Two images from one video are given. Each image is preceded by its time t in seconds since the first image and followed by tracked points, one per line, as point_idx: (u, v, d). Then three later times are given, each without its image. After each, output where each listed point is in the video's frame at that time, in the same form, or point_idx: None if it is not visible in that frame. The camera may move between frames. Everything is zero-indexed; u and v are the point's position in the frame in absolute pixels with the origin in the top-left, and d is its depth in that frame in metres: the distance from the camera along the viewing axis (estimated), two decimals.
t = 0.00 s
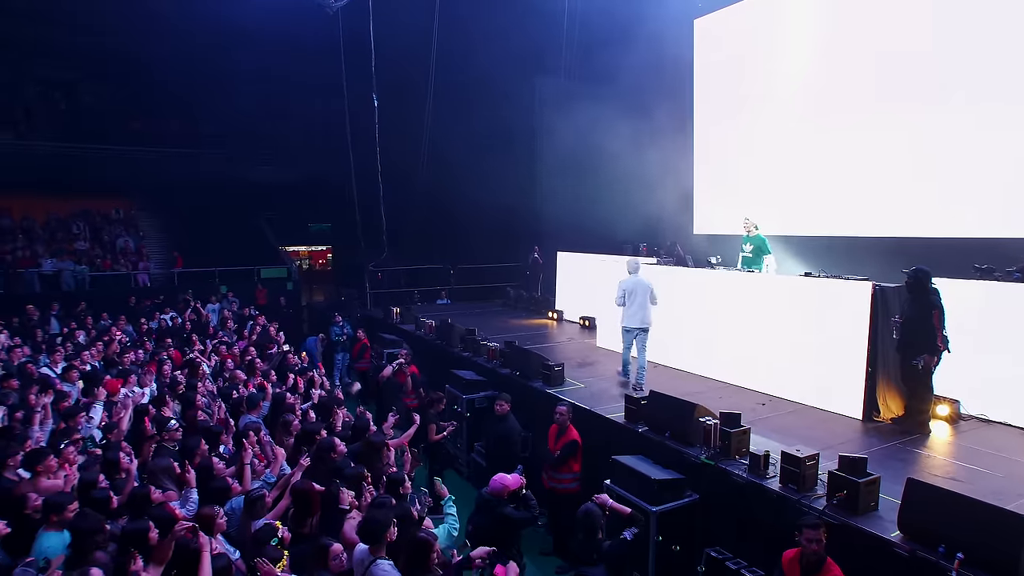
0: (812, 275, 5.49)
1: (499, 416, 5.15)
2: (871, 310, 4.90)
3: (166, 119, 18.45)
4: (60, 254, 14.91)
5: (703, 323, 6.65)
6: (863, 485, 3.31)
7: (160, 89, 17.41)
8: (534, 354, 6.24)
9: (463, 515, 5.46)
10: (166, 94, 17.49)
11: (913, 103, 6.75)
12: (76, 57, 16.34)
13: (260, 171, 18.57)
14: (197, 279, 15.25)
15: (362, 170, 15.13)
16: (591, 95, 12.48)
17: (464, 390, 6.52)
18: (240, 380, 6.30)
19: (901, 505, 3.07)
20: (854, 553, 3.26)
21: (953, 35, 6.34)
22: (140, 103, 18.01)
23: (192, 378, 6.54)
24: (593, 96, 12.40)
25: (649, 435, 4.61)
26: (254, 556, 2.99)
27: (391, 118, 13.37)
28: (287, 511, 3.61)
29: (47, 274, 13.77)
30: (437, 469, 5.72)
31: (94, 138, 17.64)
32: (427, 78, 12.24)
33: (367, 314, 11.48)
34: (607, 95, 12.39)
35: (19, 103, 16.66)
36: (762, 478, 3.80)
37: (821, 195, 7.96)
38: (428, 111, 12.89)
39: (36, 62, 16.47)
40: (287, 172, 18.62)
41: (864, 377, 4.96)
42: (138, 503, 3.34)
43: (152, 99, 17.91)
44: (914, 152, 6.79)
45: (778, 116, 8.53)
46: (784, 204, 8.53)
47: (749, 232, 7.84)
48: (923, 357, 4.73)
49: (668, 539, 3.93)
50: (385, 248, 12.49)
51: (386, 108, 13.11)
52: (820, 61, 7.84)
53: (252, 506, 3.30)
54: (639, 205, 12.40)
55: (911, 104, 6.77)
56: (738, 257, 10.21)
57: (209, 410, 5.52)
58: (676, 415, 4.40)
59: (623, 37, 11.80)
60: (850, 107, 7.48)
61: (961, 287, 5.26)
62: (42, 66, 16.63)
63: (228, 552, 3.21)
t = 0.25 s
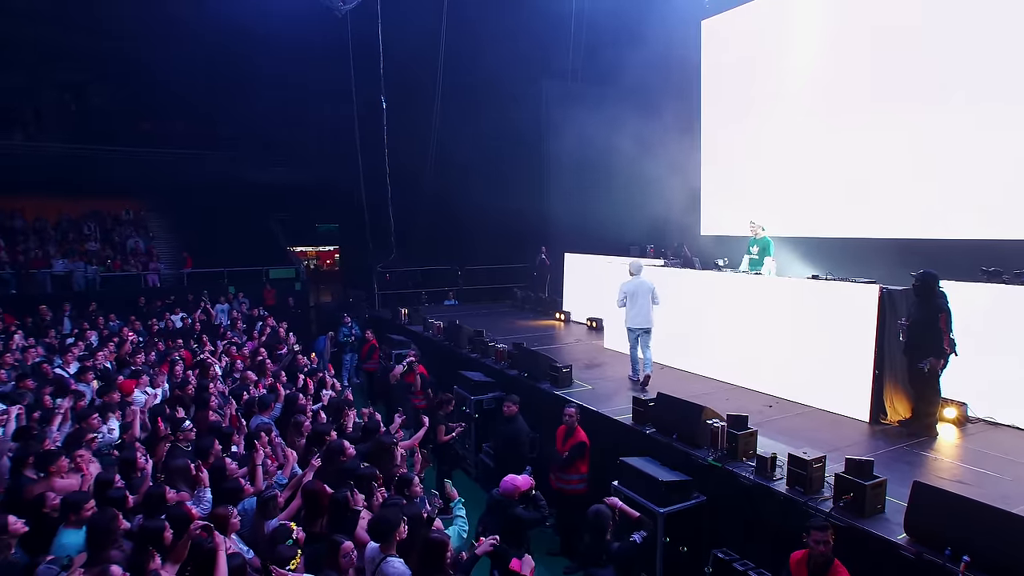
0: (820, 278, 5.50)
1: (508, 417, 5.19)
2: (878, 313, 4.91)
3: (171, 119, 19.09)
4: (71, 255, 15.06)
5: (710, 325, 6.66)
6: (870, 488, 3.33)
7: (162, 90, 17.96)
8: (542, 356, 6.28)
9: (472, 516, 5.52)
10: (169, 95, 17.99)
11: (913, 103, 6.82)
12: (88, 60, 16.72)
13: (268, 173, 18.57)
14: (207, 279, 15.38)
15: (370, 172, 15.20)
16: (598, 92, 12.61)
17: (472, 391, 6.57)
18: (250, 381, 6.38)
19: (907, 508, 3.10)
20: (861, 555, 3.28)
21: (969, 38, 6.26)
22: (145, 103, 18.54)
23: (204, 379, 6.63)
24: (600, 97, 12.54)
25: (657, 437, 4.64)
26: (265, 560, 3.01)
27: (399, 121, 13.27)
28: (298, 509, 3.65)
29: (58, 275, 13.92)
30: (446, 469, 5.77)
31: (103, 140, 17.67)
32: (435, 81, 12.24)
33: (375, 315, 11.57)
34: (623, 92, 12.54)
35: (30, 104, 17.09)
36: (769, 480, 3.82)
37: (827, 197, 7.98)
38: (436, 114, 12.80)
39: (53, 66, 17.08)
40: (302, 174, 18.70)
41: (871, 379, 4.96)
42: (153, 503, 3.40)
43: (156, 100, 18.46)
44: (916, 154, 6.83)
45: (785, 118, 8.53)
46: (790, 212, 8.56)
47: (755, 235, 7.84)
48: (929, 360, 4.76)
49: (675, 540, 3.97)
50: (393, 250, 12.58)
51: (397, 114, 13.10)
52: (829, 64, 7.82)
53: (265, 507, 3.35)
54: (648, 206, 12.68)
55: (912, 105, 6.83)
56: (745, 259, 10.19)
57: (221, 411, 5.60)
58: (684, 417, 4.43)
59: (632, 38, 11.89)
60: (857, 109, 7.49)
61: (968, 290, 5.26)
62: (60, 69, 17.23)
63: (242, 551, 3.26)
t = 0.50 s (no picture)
0: (827, 280, 5.51)
1: (515, 419, 5.23)
2: (884, 316, 4.91)
3: (188, 122, 19.54)
4: (81, 255, 15.21)
5: (717, 327, 6.68)
6: (875, 491, 3.35)
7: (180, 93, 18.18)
8: (549, 358, 6.32)
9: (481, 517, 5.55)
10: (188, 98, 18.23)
11: (925, 105, 6.76)
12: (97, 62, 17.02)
13: (274, 174, 18.57)
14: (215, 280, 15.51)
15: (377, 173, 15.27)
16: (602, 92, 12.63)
17: (480, 392, 6.60)
18: (260, 382, 6.45)
19: (912, 511, 3.12)
20: (868, 557, 3.29)
21: (976, 40, 6.24)
22: (159, 106, 18.96)
23: (214, 380, 6.70)
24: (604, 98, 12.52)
25: (664, 439, 4.66)
26: (281, 559, 3.08)
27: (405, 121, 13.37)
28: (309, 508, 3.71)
29: (69, 275, 14.10)
30: (454, 471, 5.80)
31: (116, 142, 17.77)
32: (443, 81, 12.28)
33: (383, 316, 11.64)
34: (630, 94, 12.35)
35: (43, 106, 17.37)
36: (775, 482, 3.84)
37: (829, 197, 8.02)
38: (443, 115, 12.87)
39: (60, 68, 17.42)
40: (306, 175, 18.63)
41: (878, 382, 4.97)
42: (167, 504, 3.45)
43: (172, 102, 18.85)
44: (902, 153, 7.04)
45: (789, 118, 8.54)
46: (796, 212, 8.56)
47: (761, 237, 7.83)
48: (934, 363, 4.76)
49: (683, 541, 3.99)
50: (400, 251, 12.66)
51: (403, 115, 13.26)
52: (834, 65, 7.82)
53: (276, 507, 3.41)
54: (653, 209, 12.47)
55: (920, 107, 6.81)
56: (753, 261, 10.14)
57: (232, 412, 5.67)
58: (690, 420, 4.46)
59: (638, 38, 11.81)
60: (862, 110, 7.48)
61: (976, 293, 5.25)
62: (66, 70, 17.62)
63: (255, 551, 3.32)
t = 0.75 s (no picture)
0: (834, 283, 5.54)
1: (523, 420, 5.27)
2: (891, 319, 4.93)
3: (198, 124, 19.03)
4: (92, 256, 15.40)
5: (724, 329, 6.70)
6: (882, 493, 3.37)
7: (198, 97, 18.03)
8: (557, 359, 6.37)
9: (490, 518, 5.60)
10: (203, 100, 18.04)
11: (926, 104, 6.81)
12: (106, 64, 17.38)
13: (283, 174, 18.93)
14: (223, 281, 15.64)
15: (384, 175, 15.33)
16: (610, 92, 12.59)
17: (487, 394, 6.65)
18: (270, 383, 6.53)
19: (918, 514, 3.14)
20: (874, 560, 3.31)
21: (990, 39, 6.16)
22: (171, 108, 18.70)
23: (225, 381, 6.78)
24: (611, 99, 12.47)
25: (671, 441, 4.70)
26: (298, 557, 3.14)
27: (414, 125, 13.38)
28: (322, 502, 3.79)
29: (80, 276, 14.23)
30: (462, 471, 5.85)
31: (126, 144, 18.00)
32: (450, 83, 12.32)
33: (391, 317, 11.70)
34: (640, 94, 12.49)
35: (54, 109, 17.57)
36: (781, 484, 3.87)
37: (840, 199, 7.98)
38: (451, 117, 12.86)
39: (70, 72, 17.97)
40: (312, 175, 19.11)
41: (885, 385, 4.98)
42: (181, 505, 3.51)
43: (185, 105, 18.55)
44: (928, 153, 6.84)
45: (800, 118, 8.51)
46: (809, 214, 8.48)
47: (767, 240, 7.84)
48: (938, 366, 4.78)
49: (690, 543, 4.02)
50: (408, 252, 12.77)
51: (410, 119, 13.24)
52: (846, 65, 7.75)
53: (287, 508, 3.47)
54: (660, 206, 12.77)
55: (926, 105, 6.81)
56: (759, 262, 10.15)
57: (244, 413, 5.76)
58: (697, 422, 4.49)
59: (646, 37, 11.83)
60: (872, 110, 7.44)
61: (984, 296, 5.24)
62: (76, 74, 18.07)
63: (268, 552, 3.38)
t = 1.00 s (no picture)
0: (841, 286, 5.54)
1: (531, 421, 5.32)
2: (896, 322, 4.94)
3: (202, 124, 19.52)
4: (102, 257, 15.56)
5: (732, 332, 6.70)
6: (887, 496, 3.39)
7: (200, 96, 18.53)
8: (564, 361, 6.41)
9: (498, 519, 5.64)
10: (208, 100, 18.48)
11: (945, 108, 6.68)
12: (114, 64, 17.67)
13: (293, 175, 18.77)
14: (231, 281, 15.77)
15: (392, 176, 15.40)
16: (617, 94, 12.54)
17: (495, 395, 6.69)
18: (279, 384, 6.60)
19: (924, 517, 3.16)
20: (879, 563, 3.33)
21: (1016, 41, 5.97)
22: (176, 109, 19.12)
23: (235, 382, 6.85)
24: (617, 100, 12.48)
25: (677, 442, 4.73)
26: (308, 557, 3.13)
27: (420, 127, 13.49)
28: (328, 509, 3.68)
29: (90, 276, 14.37)
30: (470, 473, 5.89)
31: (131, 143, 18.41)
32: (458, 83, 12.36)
33: (398, 318, 11.76)
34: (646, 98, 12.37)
35: (63, 109, 17.82)
36: (788, 486, 3.89)
37: (851, 196, 7.91)
38: (458, 119, 13.00)
39: (77, 72, 17.82)
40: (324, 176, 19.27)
41: (891, 387, 5.01)
42: (195, 505, 3.58)
43: (188, 105, 19.05)
44: (925, 153, 6.94)
45: (810, 118, 8.42)
46: (817, 214, 8.43)
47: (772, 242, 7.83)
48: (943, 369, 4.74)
49: (696, 544, 4.05)
50: (416, 254, 12.91)
51: (416, 120, 13.41)
52: (857, 66, 7.70)
53: (297, 510, 3.53)
54: (666, 210, 12.43)
55: (944, 109, 6.71)
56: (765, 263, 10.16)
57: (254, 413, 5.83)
58: (704, 424, 4.52)
59: (651, 40, 11.68)
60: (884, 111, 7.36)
61: (990, 299, 5.23)
62: (83, 74, 17.90)
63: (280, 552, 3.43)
